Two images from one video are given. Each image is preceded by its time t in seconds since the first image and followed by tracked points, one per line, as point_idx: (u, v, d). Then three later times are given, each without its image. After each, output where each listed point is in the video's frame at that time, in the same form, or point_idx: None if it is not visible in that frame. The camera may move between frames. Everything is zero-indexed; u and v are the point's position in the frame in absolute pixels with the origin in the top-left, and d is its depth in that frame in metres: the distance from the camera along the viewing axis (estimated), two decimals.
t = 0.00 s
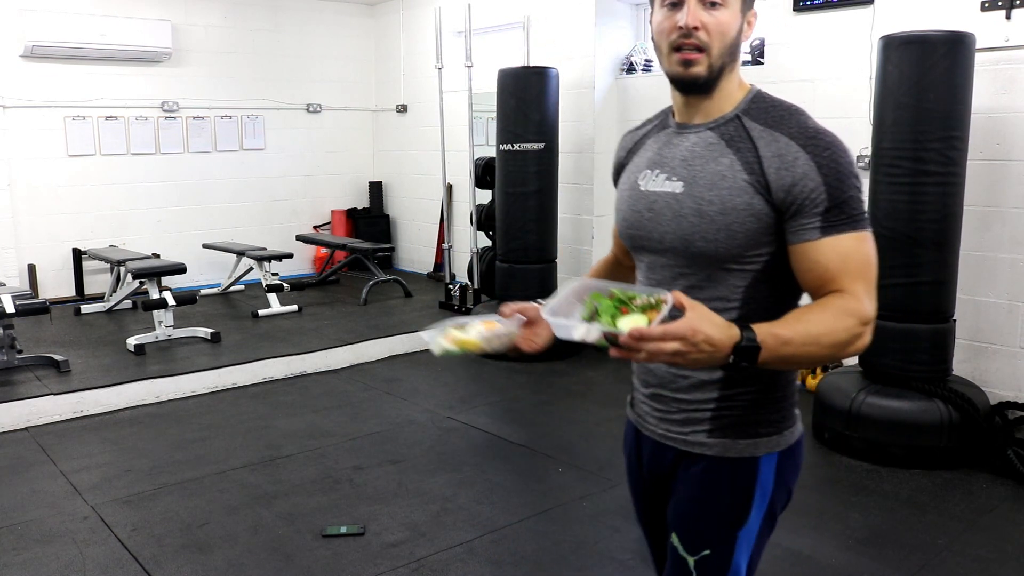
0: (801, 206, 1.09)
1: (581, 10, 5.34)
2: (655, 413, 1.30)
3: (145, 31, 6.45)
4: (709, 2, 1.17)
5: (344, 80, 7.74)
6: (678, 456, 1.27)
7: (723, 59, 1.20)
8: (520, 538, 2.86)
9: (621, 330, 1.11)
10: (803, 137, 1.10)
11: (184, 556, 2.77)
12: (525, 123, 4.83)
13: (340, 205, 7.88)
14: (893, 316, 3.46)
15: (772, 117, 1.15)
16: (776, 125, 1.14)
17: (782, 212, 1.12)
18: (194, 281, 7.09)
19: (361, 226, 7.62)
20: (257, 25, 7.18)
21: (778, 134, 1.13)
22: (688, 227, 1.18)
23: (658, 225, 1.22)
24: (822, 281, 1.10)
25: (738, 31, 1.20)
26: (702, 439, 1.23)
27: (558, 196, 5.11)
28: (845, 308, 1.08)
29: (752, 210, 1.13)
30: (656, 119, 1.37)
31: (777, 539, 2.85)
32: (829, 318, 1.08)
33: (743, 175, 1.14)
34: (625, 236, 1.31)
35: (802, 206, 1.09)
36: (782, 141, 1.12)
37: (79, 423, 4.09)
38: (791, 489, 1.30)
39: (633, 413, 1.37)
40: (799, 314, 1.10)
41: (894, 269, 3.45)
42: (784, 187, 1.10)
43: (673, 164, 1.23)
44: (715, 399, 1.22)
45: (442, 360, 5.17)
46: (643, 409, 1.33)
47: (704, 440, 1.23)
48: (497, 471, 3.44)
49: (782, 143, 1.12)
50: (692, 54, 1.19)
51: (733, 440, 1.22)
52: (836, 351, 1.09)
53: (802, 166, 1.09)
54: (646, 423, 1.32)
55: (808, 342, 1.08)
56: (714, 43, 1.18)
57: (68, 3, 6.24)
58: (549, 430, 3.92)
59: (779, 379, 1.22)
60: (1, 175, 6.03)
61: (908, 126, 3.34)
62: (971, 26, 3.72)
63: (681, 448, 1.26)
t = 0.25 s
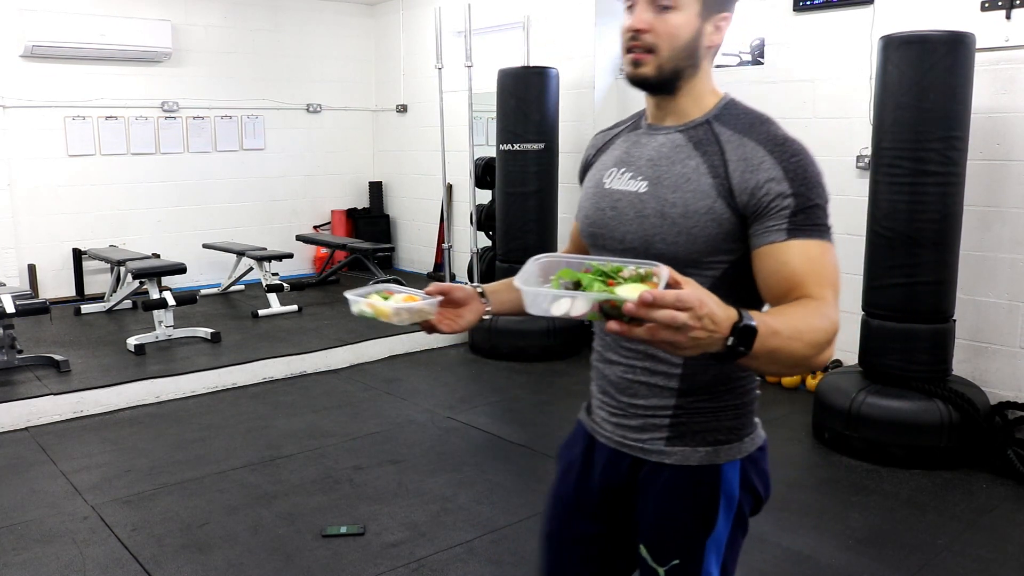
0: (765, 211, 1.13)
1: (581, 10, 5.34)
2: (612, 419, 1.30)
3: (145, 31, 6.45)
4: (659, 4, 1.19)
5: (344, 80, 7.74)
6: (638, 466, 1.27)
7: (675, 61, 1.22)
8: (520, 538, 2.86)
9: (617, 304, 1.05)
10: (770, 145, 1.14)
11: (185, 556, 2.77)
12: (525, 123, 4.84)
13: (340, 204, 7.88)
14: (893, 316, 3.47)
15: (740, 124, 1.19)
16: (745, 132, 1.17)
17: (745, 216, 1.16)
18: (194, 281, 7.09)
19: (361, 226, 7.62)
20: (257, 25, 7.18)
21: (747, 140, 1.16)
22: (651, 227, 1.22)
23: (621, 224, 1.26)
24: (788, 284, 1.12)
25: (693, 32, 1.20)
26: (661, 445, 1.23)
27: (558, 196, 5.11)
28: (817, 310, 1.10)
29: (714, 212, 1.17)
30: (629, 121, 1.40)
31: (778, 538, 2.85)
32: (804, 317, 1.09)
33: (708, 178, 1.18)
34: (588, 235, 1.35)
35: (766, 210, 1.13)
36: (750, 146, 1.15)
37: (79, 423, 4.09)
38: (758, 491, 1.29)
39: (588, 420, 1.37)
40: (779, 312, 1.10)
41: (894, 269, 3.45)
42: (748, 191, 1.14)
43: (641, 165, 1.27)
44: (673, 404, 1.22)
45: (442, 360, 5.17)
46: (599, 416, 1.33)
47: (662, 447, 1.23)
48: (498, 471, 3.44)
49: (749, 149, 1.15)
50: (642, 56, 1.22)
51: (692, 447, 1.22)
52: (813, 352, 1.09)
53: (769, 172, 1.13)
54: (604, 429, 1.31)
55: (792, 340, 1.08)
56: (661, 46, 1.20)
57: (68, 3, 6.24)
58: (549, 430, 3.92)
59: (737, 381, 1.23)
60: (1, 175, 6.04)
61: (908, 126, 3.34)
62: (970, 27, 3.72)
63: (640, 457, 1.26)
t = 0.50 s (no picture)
0: (729, 210, 1.11)
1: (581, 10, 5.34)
2: (578, 421, 1.29)
3: (145, 31, 6.45)
4: (602, 7, 1.21)
5: (344, 80, 7.74)
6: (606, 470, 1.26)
7: (626, 61, 1.23)
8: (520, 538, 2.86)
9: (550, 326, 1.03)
10: (735, 144, 1.13)
11: (185, 556, 2.77)
12: (525, 123, 4.84)
13: (340, 204, 7.88)
14: (894, 316, 3.47)
15: (705, 124, 1.18)
16: (711, 131, 1.16)
17: (709, 214, 1.14)
18: (194, 281, 7.09)
19: (361, 226, 7.61)
20: (257, 25, 7.18)
21: (712, 139, 1.15)
22: (615, 225, 1.20)
23: (585, 222, 1.24)
24: (746, 288, 1.10)
25: (639, 32, 1.22)
26: (630, 447, 1.23)
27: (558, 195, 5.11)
28: (771, 315, 1.08)
29: (679, 209, 1.15)
30: (593, 124, 1.39)
31: (777, 538, 2.86)
32: (753, 323, 1.07)
33: (673, 175, 1.17)
34: (552, 235, 1.33)
35: (729, 209, 1.11)
36: (715, 146, 1.14)
37: (79, 423, 4.10)
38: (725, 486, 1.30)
39: (550, 425, 1.35)
40: (731, 319, 1.08)
41: (894, 269, 3.45)
42: (714, 189, 1.13)
43: (605, 164, 1.26)
44: (641, 405, 1.22)
45: (442, 360, 5.17)
46: (564, 419, 1.32)
47: (631, 449, 1.23)
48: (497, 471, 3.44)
49: (714, 147, 1.14)
50: (593, 60, 1.24)
51: (662, 449, 1.22)
52: (761, 358, 1.07)
53: (733, 171, 1.11)
54: (569, 431, 1.31)
55: (736, 346, 1.06)
56: (608, 49, 1.22)
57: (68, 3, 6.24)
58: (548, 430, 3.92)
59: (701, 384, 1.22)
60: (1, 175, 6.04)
61: (908, 126, 3.34)
62: (970, 27, 3.73)
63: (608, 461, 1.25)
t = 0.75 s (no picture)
0: (678, 210, 1.09)
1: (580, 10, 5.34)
2: (519, 421, 1.23)
3: (145, 31, 6.45)
4: (560, 8, 1.14)
5: (344, 80, 7.74)
6: (551, 468, 1.20)
7: (583, 65, 1.17)
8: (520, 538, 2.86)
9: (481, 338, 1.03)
10: (681, 144, 1.11)
11: (185, 556, 2.77)
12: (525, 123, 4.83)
13: (340, 204, 7.87)
14: (894, 316, 3.47)
15: (649, 124, 1.15)
16: (655, 132, 1.14)
17: (655, 214, 1.11)
18: (194, 281, 7.09)
19: (361, 226, 7.60)
20: (257, 25, 7.18)
21: (657, 139, 1.13)
22: (563, 223, 1.14)
23: (530, 221, 1.17)
24: (686, 287, 1.10)
25: (596, 34, 1.16)
26: (575, 446, 1.18)
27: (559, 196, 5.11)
28: (706, 316, 1.08)
29: (630, 207, 1.11)
30: (525, 126, 1.33)
31: (777, 539, 2.85)
32: (687, 324, 1.08)
33: (621, 173, 1.12)
34: (491, 236, 1.25)
35: (678, 209, 1.09)
36: (661, 146, 1.12)
37: (79, 423, 4.10)
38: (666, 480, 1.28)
39: (486, 427, 1.29)
40: (666, 321, 1.09)
41: (893, 270, 3.46)
42: (662, 189, 1.10)
43: (548, 163, 1.19)
44: (585, 402, 1.17)
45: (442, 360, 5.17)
46: (502, 420, 1.26)
47: (576, 446, 1.18)
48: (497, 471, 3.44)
49: (661, 147, 1.12)
50: (550, 63, 1.16)
51: (608, 445, 1.18)
52: (697, 359, 1.08)
53: (682, 170, 1.10)
54: (507, 433, 1.24)
55: (666, 346, 1.07)
56: (568, 51, 1.15)
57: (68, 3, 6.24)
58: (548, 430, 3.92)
59: (645, 383, 1.19)
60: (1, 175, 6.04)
61: (908, 126, 3.34)
62: (970, 27, 3.72)
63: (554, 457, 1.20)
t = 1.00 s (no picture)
0: (615, 204, 1.12)
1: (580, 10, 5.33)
2: (475, 417, 1.21)
3: (145, 31, 6.45)
4: (501, 9, 1.15)
5: (344, 80, 7.74)
6: (511, 462, 1.19)
7: (521, 66, 1.18)
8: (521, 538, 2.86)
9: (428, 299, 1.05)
10: (615, 139, 1.14)
11: (185, 556, 2.77)
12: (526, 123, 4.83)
13: (340, 204, 7.87)
14: (893, 316, 3.47)
15: (581, 121, 1.18)
16: (589, 129, 1.16)
17: (595, 210, 1.13)
18: (194, 281, 7.10)
19: (361, 226, 7.58)
20: (257, 25, 7.18)
21: (592, 136, 1.15)
22: (512, 224, 1.14)
23: (477, 224, 1.17)
24: (624, 274, 1.12)
25: (534, 37, 1.18)
26: (536, 436, 1.18)
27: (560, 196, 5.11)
28: (642, 299, 1.10)
29: (574, 205, 1.13)
30: (452, 130, 1.32)
31: (777, 538, 2.86)
32: (622, 307, 1.09)
33: (564, 171, 1.14)
34: (436, 242, 1.23)
35: (615, 203, 1.11)
36: (597, 143, 1.14)
37: (79, 423, 4.09)
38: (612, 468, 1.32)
39: (439, 425, 1.26)
40: (603, 303, 1.11)
41: (893, 270, 3.46)
42: (602, 184, 1.12)
43: (489, 165, 1.19)
44: (544, 391, 1.18)
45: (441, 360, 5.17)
46: (455, 417, 1.23)
47: (538, 437, 1.18)
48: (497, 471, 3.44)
49: (597, 143, 1.14)
50: (489, 62, 1.16)
51: (570, 432, 1.19)
52: (633, 340, 1.10)
53: (618, 164, 1.12)
54: (463, 430, 1.22)
55: (606, 329, 1.08)
56: (509, 50, 1.15)
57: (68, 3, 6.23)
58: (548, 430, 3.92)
59: (595, 371, 1.22)
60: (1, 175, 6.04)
61: (908, 126, 3.34)
62: (970, 27, 3.72)
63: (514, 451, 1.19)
